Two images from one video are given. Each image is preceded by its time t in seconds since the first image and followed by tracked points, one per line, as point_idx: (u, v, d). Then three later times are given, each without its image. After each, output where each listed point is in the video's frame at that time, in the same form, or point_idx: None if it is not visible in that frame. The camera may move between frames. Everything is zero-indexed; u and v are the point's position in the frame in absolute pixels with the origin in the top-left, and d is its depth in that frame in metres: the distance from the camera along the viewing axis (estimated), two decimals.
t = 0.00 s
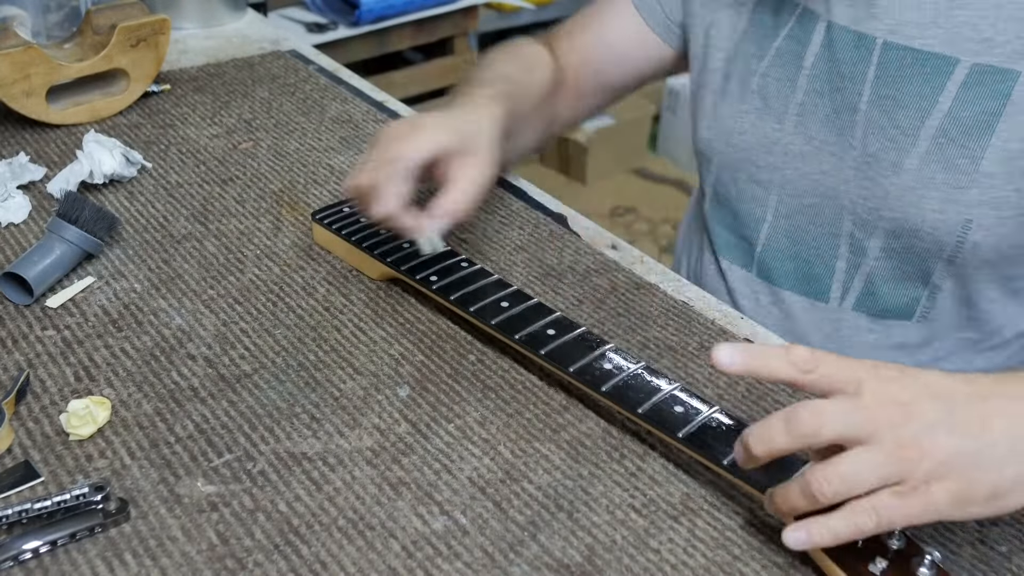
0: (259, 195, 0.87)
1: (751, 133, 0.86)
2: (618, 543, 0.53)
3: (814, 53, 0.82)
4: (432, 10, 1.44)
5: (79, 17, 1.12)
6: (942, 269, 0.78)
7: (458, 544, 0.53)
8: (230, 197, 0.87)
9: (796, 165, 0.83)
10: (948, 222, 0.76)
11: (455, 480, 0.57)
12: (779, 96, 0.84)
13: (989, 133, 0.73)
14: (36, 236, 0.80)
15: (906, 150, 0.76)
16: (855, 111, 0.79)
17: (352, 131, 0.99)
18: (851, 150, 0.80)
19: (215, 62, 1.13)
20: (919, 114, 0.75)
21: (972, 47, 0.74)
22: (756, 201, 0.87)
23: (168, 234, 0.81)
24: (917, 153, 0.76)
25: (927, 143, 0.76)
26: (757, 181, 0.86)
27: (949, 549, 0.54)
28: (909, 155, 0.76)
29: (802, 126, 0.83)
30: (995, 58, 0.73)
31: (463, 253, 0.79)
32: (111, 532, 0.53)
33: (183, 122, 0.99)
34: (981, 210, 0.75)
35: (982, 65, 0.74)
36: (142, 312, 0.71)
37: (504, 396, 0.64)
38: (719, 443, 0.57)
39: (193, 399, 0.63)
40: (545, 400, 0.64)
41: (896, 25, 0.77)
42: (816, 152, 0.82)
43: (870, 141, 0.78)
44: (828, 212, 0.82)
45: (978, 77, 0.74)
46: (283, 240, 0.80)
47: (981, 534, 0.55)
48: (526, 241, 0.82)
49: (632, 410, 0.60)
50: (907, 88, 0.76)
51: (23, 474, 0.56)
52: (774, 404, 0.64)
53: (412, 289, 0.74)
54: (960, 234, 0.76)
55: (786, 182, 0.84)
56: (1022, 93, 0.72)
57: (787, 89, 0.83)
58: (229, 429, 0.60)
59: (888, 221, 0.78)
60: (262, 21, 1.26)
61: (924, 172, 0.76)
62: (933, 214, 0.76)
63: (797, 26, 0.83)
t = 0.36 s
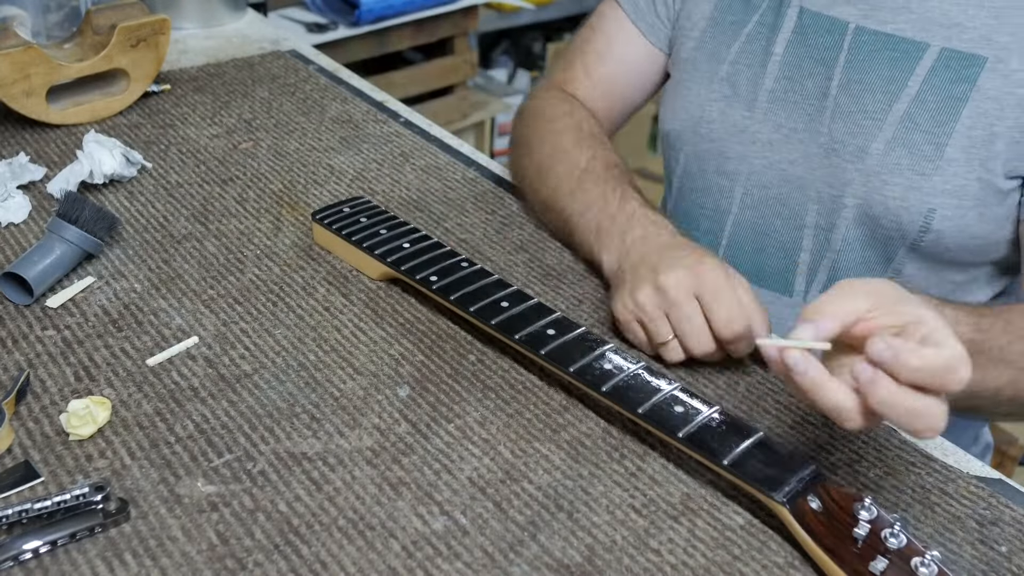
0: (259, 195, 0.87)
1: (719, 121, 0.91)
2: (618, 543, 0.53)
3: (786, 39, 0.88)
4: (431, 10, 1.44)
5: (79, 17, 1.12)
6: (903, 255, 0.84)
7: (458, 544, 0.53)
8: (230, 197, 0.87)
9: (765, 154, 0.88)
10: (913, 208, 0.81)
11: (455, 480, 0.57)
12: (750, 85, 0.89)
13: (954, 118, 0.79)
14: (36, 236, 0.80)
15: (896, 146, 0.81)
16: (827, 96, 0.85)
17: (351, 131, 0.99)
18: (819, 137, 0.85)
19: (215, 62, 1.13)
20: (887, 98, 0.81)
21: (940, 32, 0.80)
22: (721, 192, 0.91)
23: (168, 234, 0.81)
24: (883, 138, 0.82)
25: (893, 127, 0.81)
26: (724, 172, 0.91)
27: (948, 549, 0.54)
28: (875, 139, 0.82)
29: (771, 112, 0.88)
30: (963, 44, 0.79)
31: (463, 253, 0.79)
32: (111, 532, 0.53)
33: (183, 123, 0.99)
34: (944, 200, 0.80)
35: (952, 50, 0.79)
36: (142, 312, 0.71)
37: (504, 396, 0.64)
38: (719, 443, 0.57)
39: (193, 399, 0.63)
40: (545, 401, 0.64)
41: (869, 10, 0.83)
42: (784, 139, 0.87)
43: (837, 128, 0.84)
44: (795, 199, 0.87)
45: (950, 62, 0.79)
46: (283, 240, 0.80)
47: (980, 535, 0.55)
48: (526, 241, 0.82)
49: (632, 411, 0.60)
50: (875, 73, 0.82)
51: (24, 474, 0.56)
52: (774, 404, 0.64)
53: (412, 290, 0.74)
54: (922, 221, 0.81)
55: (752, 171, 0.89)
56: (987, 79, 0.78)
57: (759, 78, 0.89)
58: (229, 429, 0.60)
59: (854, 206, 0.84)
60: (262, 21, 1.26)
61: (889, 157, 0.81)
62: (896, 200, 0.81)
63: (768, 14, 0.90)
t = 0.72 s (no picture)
0: (259, 195, 0.87)
1: (753, 116, 0.90)
2: (618, 543, 0.53)
3: (826, 37, 0.87)
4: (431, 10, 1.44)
5: (79, 17, 1.12)
6: (933, 257, 0.83)
7: (458, 544, 0.53)
8: (230, 197, 0.87)
9: (798, 150, 0.87)
10: (947, 212, 0.80)
11: (455, 480, 0.57)
12: (785, 80, 0.89)
13: (994, 126, 0.78)
14: (36, 236, 0.80)
15: (934, 150, 0.81)
16: (865, 94, 0.84)
17: (352, 131, 0.99)
18: (854, 136, 0.84)
19: (215, 61, 1.13)
20: (927, 102, 0.81)
21: (984, 39, 0.79)
22: (751, 185, 0.90)
23: (168, 234, 0.81)
24: (921, 141, 0.81)
25: (933, 131, 0.81)
26: (755, 166, 0.90)
27: (948, 549, 0.54)
28: (913, 142, 0.81)
29: (807, 110, 0.87)
30: (1007, 52, 0.78)
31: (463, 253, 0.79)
32: (111, 532, 0.53)
33: (183, 123, 0.99)
34: (978, 207, 0.79)
35: (996, 57, 0.79)
36: (142, 312, 0.71)
37: (504, 396, 0.64)
38: (719, 443, 0.57)
39: (192, 399, 0.63)
40: (545, 401, 0.64)
41: (912, 12, 0.83)
42: (818, 136, 0.86)
43: (873, 128, 0.83)
44: (824, 197, 0.86)
45: (994, 69, 0.79)
46: (283, 240, 0.80)
47: (980, 535, 0.55)
48: (526, 241, 0.82)
49: (632, 411, 0.60)
50: (916, 76, 0.82)
51: (23, 474, 0.56)
52: (774, 404, 0.64)
53: (412, 290, 0.74)
54: (955, 226, 0.80)
55: (784, 167, 0.88)
56: None
57: (795, 73, 0.88)
58: (229, 429, 0.60)
59: (885, 208, 0.83)
60: (262, 21, 1.26)
61: (926, 161, 0.81)
62: (930, 205, 0.81)
63: (807, 10, 0.89)
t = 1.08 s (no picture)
0: (259, 195, 0.87)
1: (744, 122, 0.91)
2: (618, 543, 0.53)
3: (817, 45, 0.88)
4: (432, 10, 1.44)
5: (79, 17, 1.12)
6: (926, 268, 0.83)
7: (458, 544, 0.53)
8: (230, 197, 0.87)
9: (789, 157, 0.88)
10: (940, 224, 0.80)
11: (455, 480, 0.57)
12: (777, 87, 0.89)
13: (983, 138, 0.78)
14: (36, 236, 0.80)
15: (926, 161, 0.81)
16: (856, 103, 0.84)
17: (352, 131, 0.99)
18: (845, 144, 0.85)
19: (215, 62, 1.13)
20: (918, 113, 0.81)
21: (976, 50, 0.80)
22: (744, 191, 0.91)
23: (168, 234, 0.81)
24: (912, 152, 0.81)
25: (924, 142, 0.81)
26: (747, 172, 0.91)
27: (948, 549, 0.54)
28: (903, 152, 0.81)
29: (798, 117, 0.88)
30: (999, 64, 0.79)
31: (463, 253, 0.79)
32: (111, 532, 0.53)
33: (182, 122, 0.99)
34: (970, 219, 0.79)
35: (988, 68, 0.79)
36: (142, 312, 0.71)
37: (504, 396, 0.64)
38: (719, 443, 0.57)
39: (193, 399, 0.63)
40: (546, 401, 0.64)
41: (903, 21, 0.83)
42: (809, 144, 0.87)
43: (864, 138, 0.83)
44: (817, 204, 0.87)
45: (985, 80, 0.79)
46: (283, 240, 0.80)
47: (980, 535, 0.55)
48: (526, 241, 0.82)
49: (632, 411, 0.60)
50: (906, 87, 0.82)
51: (23, 474, 0.56)
52: (774, 404, 0.64)
53: (412, 290, 0.74)
54: (948, 237, 0.80)
55: (777, 174, 0.89)
56: (1022, 100, 0.77)
57: (786, 80, 0.89)
58: (229, 429, 0.60)
59: (876, 218, 0.83)
60: (263, 21, 1.26)
61: (917, 173, 0.81)
62: (922, 215, 0.81)
63: (799, 19, 0.90)
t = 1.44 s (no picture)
0: (259, 195, 0.87)
1: (739, 116, 0.90)
2: (618, 543, 0.53)
3: (810, 38, 0.87)
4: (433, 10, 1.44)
5: (79, 17, 1.12)
6: (919, 254, 0.83)
7: (458, 544, 0.53)
8: (230, 197, 0.87)
9: (784, 148, 0.87)
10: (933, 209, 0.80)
11: (455, 480, 0.57)
12: (772, 80, 0.88)
13: (975, 122, 0.78)
14: (36, 236, 0.80)
15: (919, 147, 0.80)
16: (851, 93, 0.84)
17: (351, 131, 0.99)
18: (840, 134, 0.84)
19: (215, 61, 1.13)
20: (909, 100, 0.81)
21: (965, 36, 0.79)
22: (740, 185, 0.90)
23: (168, 235, 0.81)
24: (904, 138, 0.81)
25: (914, 128, 0.81)
26: (741, 165, 0.90)
27: (948, 549, 0.54)
28: (896, 139, 0.81)
29: (793, 109, 0.87)
30: (987, 49, 0.79)
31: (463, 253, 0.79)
32: (111, 532, 0.53)
33: (182, 122, 0.99)
34: (961, 203, 0.79)
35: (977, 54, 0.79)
36: (142, 312, 0.71)
37: (504, 396, 0.64)
38: (720, 444, 0.57)
39: (193, 399, 0.63)
40: (546, 401, 0.64)
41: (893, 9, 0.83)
42: (805, 135, 0.86)
43: (858, 125, 0.83)
44: (814, 195, 0.86)
45: (974, 67, 0.79)
46: (283, 240, 0.80)
47: (980, 535, 0.55)
48: (526, 241, 0.82)
49: (632, 411, 0.60)
50: (897, 73, 0.82)
51: (24, 474, 0.56)
52: (774, 404, 0.64)
53: (412, 289, 0.74)
54: (940, 223, 0.80)
55: (772, 166, 0.88)
56: (1011, 84, 0.77)
57: (780, 73, 0.88)
58: (229, 429, 0.60)
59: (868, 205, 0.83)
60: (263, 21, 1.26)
61: (910, 158, 0.81)
62: (915, 202, 0.81)
63: (792, 10, 0.89)
